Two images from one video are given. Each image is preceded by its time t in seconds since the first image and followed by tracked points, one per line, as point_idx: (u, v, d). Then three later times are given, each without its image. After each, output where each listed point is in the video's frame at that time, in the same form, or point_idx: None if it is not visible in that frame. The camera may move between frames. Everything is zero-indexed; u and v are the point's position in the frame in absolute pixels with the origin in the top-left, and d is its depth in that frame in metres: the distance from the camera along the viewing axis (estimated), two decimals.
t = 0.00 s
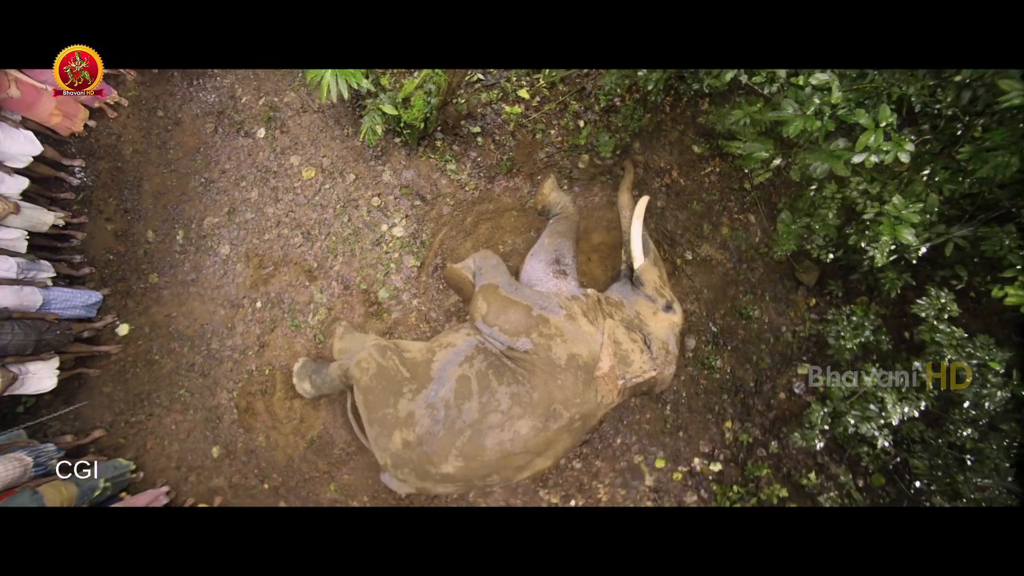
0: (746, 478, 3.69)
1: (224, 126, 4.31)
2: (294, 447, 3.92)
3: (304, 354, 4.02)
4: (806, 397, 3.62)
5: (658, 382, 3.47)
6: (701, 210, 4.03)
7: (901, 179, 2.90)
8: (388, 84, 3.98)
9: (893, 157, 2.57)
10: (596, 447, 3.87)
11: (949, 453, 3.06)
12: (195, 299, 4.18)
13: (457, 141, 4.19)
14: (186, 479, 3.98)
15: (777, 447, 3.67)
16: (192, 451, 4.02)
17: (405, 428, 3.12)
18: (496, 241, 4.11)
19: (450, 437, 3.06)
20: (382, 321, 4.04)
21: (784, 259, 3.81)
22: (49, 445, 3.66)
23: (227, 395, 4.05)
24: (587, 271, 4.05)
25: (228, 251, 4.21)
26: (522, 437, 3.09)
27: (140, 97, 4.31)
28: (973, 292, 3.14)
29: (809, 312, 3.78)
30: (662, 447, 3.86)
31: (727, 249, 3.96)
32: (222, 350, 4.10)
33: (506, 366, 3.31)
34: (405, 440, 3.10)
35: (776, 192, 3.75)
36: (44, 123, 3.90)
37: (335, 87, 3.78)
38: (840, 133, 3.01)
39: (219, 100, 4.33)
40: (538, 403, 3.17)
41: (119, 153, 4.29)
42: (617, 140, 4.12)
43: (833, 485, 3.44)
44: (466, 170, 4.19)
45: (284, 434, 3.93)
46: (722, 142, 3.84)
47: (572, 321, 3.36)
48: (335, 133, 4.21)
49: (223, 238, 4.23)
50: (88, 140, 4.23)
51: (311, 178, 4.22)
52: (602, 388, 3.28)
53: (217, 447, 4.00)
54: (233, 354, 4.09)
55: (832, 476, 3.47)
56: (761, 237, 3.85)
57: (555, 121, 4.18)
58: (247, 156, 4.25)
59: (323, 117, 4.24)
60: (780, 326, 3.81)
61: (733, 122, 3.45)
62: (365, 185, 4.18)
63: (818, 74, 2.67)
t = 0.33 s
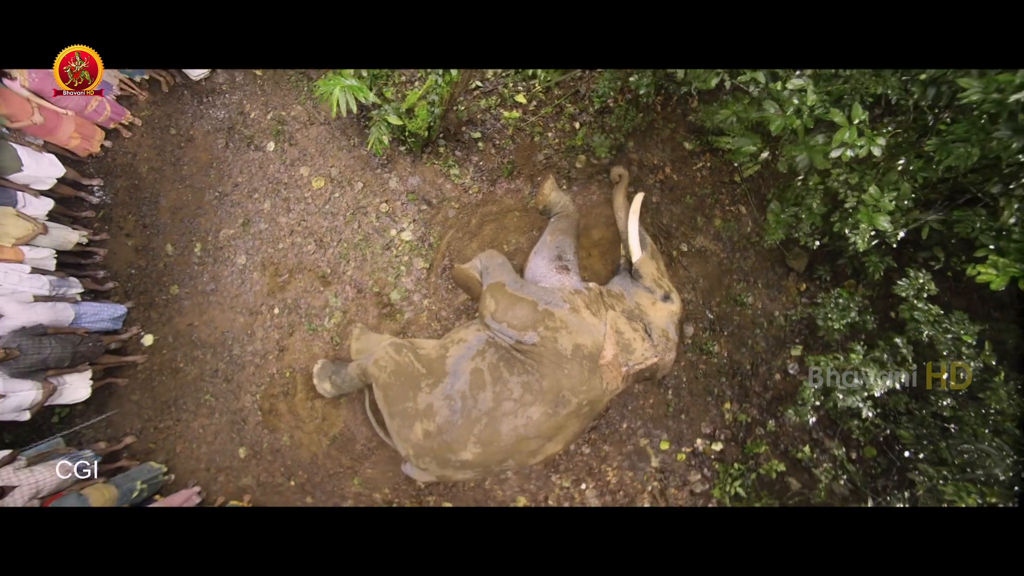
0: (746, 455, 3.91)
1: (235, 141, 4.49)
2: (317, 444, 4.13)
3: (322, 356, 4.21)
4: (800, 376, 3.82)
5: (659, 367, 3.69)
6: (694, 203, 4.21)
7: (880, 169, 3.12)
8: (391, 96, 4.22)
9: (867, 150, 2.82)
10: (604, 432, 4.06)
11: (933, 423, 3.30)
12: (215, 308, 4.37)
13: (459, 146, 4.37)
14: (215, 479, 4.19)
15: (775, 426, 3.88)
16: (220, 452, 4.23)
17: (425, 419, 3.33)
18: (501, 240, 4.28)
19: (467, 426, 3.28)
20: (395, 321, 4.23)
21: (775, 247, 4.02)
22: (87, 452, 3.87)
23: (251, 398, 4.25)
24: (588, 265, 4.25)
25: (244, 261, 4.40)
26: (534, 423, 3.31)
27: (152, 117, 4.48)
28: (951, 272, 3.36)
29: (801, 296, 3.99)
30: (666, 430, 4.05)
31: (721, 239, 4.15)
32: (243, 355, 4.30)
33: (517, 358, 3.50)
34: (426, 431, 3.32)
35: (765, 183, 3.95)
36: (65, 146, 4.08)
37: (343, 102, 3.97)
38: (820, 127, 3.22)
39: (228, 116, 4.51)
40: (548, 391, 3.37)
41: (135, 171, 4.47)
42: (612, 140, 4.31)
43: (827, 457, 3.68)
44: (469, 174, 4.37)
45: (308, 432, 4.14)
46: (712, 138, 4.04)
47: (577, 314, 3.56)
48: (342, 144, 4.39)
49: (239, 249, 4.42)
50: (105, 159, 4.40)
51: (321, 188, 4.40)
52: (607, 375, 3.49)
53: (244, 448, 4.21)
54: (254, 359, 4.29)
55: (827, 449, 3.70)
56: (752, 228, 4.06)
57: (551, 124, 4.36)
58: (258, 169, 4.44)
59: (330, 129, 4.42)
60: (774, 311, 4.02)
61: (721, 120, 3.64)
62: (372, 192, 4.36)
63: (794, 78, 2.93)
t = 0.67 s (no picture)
0: (750, 431, 4.13)
1: (247, 158, 4.69)
2: (344, 443, 4.35)
3: (343, 359, 4.42)
4: (797, 354, 4.06)
5: (663, 351, 3.93)
6: (689, 195, 4.43)
7: (860, 155, 3.37)
8: (396, 107, 4.45)
9: (843, 140, 3.08)
10: (614, 416, 4.27)
11: (920, 389, 3.53)
12: (238, 318, 4.58)
13: (462, 152, 4.58)
14: (247, 481, 4.40)
15: (775, 402, 4.11)
16: (250, 455, 4.44)
17: (448, 410, 3.57)
18: (507, 240, 4.49)
19: (488, 414, 3.51)
20: (411, 321, 4.43)
21: (767, 233, 4.25)
22: (127, 460, 4.09)
23: (277, 402, 4.46)
24: (590, 259, 4.46)
25: (262, 272, 4.60)
26: (550, 409, 3.54)
27: (167, 139, 4.68)
28: (930, 247, 3.62)
29: (794, 277, 4.22)
30: (673, 411, 4.27)
31: (716, 228, 4.37)
32: (267, 362, 4.51)
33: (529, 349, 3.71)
34: (450, 421, 3.55)
35: (754, 173, 4.19)
36: (87, 172, 4.29)
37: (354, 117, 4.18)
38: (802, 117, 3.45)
39: (239, 134, 4.71)
40: (561, 379, 3.59)
41: (153, 192, 4.67)
42: (607, 139, 4.52)
43: (824, 427, 3.91)
44: (473, 178, 4.58)
45: (334, 432, 4.36)
46: (702, 132, 4.27)
47: (583, 305, 3.76)
48: (350, 156, 4.60)
49: (257, 261, 4.62)
50: (124, 182, 4.60)
51: (333, 198, 4.60)
52: (615, 360, 3.72)
53: (273, 450, 4.42)
54: (278, 365, 4.49)
55: (825, 421, 3.92)
56: (744, 216, 4.29)
57: (549, 127, 4.58)
58: (272, 184, 4.64)
59: (338, 141, 4.62)
60: (770, 293, 4.24)
61: (709, 116, 3.86)
62: (382, 200, 4.57)
63: (773, 78, 3.19)
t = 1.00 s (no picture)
0: (755, 407, 4.33)
1: (259, 173, 4.88)
2: (368, 441, 4.54)
3: (362, 360, 4.61)
4: (795, 331, 4.27)
5: (668, 335, 4.13)
6: (684, 186, 4.63)
7: (844, 140, 3.59)
8: (400, 117, 4.65)
9: (826, 126, 3.31)
10: (625, 401, 4.47)
11: (912, 356, 3.75)
12: (258, 327, 4.75)
13: (465, 156, 4.78)
14: (277, 483, 4.57)
15: (777, 377, 4.32)
16: (278, 458, 4.61)
17: (469, 402, 3.77)
18: (512, 238, 4.68)
19: (507, 403, 3.72)
20: (426, 321, 4.62)
21: (761, 218, 4.47)
22: (162, 468, 4.26)
23: (301, 406, 4.64)
24: (593, 252, 4.66)
25: (279, 281, 4.78)
26: (564, 395, 3.73)
27: (180, 159, 4.85)
28: (913, 224, 3.87)
29: (789, 259, 4.43)
30: (680, 393, 4.47)
31: (712, 217, 4.57)
32: (288, 367, 4.68)
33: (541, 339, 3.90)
34: (472, 412, 3.76)
35: (745, 162, 4.41)
36: (107, 195, 4.48)
37: (363, 129, 4.41)
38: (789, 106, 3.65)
39: (249, 151, 4.89)
40: (573, 366, 3.77)
41: (169, 211, 4.85)
42: (603, 137, 4.73)
43: (823, 398, 4.10)
44: (477, 181, 4.78)
45: (357, 431, 4.55)
46: (693, 126, 4.48)
47: (590, 296, 3.95)
48: (357, 166, 4.79)
49: (273, 271, 4.80)
50: (141, 203, 4.78)
51: (343, 207, 4.79)
52: (624, 346, 3.90)
53: (300, 451, 4.60)
54: (300, 370, 4.67)
55: (825, 393, 4.10)
56: (738, 203, 4.51)
57: (547, 128, 4.78)
58: (284, 197, 4.83)
59: (345, 152, 4.81)
60: (766, 275, 4.45)
61: (699, 110, 4.07)
62: (391, 207, 4.76)
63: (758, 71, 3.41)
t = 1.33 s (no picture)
0: (760, 380, 4.54)
1: (271, 186, 5.06)
2: (393, 436, 4.73)
3: (383, 359, 4.80)
4: (793, 306, 4.49)
5: (673, 315, 4.35)
6: (680, 174, 4.85)
7: (828, 122, 3.82)
8: (405, 125, 4.85)
9: (809, 109, 3.54)
10: (636, 382, 4.67)
11: (905, 320, 4.02)
12: (279, 334, 4.93)
13: (468, 158, 4.98)
14: (307, 482, 4.74)
15: (779, 351, 4.52)
16: (307, 458, 4.79)
17: (490, 390, 3.99)
18: (519, 234, 4.89)
19: (526, 389, 3.93)
20: (441, 318, 4.82)
21: (754, 200, 4.69)
22: (198, 474, 4.45)
23: (326, 407, 4.82)
24: (597, 242, 4.86)
25: (297, 289, 4.96)
26: (580, 378, 3.94)
27: (194, 177, 5.03)
28: (898, 196, 4.12)
29: (783, 238, 4.66)
30: (689, 371, 4.67)
31: (708, 202, 4.79)
32: (311, 371, 4.87)
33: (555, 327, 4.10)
34: (493, 399, 3.97)
35: (736, 148, 4.64)
36: (128, 216, 4.66)
37: (372, 137, 4.62)
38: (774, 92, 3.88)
39: (260, 165, 5.07)
40: (587, 350, 3.97)
41: (187, 228, 5.02)
42: (599, 132, 4.94)
43: (823, 366, 4.30)
44: (481, 181, 4.98)
45: (382, 427, 4.74)
46: (684, 116, 4.70)
47: (598, 283, 4.15)
48: (366, 174, 4.99)
49: (291, 280, 4.98)
50: (159, 222, 4.96)
51: (354, 214, 4.98)
52: (633, 328, 4.11)
53: (328, 451, 4.78)
54: (323, 372, 4.86)
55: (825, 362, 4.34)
56: (732, 188, 4.73)
57: (545, 127, 4.99)
58: (297, 208, 5.02)
59: (353, 161, 5.01)
60: (762, 255, 4.68)
61: (689, 101, 4.30)
62: (400, 211, 4.95)
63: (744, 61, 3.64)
